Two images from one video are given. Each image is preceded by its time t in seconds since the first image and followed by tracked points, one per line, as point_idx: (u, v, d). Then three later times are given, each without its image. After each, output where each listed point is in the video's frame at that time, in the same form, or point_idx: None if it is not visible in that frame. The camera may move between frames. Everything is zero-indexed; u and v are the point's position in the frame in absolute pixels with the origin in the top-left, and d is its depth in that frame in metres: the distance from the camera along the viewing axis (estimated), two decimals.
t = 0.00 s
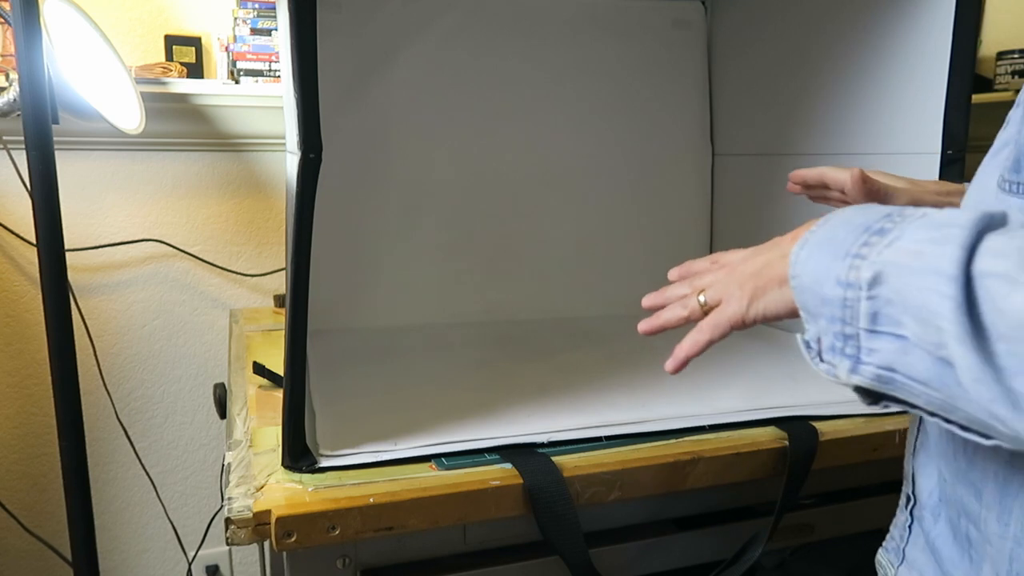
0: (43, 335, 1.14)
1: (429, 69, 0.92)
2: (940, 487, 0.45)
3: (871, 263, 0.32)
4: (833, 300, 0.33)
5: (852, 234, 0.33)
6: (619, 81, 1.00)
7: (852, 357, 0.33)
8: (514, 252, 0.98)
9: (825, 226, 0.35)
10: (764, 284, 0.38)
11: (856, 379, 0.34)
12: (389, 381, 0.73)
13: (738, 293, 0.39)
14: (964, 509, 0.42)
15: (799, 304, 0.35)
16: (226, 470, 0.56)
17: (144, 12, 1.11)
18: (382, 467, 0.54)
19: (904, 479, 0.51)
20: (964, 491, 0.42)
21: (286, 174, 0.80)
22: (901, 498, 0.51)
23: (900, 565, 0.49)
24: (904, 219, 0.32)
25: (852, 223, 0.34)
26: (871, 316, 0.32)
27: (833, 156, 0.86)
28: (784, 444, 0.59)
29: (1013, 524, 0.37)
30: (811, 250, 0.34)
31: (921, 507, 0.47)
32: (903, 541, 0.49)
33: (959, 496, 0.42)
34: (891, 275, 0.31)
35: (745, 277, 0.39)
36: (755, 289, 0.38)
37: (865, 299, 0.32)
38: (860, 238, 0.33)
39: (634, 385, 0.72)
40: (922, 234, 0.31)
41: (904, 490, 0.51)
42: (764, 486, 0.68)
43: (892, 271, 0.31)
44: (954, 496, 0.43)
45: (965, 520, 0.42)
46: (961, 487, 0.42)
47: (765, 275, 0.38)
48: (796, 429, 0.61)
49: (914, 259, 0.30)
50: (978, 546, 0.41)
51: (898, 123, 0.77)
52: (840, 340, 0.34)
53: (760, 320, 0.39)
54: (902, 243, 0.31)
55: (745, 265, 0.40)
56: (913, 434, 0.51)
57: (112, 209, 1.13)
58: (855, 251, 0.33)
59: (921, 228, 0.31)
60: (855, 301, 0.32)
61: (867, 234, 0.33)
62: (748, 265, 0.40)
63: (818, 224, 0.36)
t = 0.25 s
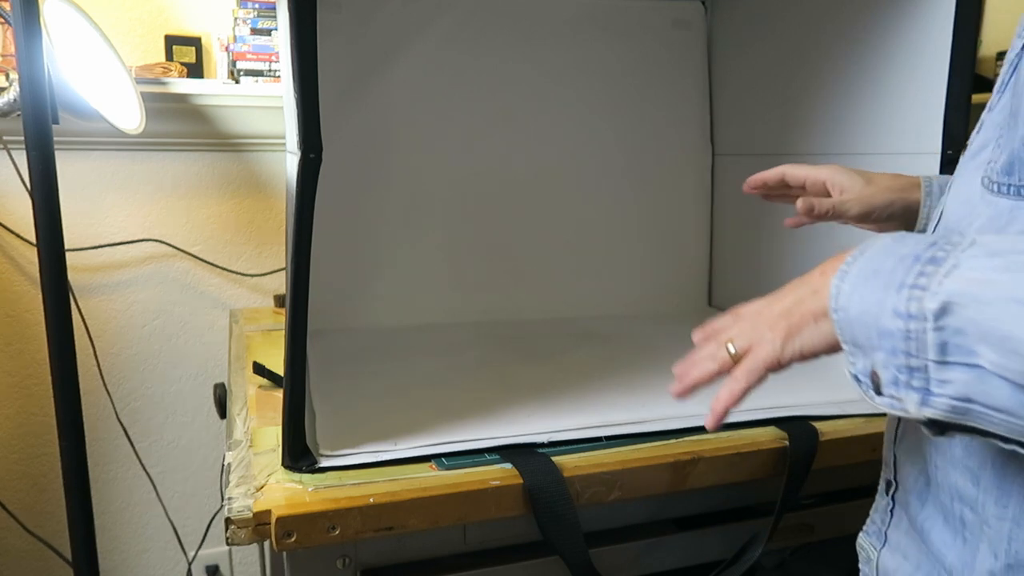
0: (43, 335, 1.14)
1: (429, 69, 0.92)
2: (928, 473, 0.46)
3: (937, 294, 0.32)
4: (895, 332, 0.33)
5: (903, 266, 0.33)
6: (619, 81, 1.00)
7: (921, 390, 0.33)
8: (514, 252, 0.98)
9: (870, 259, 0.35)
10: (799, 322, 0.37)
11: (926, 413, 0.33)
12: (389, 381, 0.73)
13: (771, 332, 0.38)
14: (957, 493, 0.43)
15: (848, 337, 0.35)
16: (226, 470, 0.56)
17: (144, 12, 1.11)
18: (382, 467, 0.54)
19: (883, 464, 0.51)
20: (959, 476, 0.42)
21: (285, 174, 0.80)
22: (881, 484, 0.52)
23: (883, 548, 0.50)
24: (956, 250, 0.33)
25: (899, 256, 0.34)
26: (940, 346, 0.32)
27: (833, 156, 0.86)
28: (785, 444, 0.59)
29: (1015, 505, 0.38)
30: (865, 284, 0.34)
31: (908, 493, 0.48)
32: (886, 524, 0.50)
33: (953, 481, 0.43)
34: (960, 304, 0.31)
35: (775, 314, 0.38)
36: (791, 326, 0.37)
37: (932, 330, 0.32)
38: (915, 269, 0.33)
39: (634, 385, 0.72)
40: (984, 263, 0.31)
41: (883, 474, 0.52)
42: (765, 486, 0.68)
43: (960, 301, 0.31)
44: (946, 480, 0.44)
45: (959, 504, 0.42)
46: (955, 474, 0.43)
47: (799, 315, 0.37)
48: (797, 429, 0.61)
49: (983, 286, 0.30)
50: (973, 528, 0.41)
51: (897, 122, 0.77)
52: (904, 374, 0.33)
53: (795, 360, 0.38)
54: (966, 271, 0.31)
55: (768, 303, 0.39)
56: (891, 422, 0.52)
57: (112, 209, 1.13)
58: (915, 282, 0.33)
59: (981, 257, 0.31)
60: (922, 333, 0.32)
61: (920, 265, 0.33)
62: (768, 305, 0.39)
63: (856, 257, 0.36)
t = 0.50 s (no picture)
0: (43, 335, 1.14)
1: (429, 69, 0.92)
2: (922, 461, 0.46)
3: (1004, 328, 0.31)
4: (962, 368, 0.33)
5: (960, 300, 0.33)
6: (619, 81, 1.00)
7: (996, 425, 0.32)
8: (514, 252, 0.98)
9: (921, 294, 0.35)
10: (846, 372, 0.39)
11: (1004, 447, 0.33)
12: (389, 381, 0.73)
13: (822, 391, 0.39)
14: (956, 482, 0.43)
15: (902, 375, 0.35)
16: (226, 470, 0.56)
17: (144, 12, 1.11)
18: (382, 467, 0.54)
19: (873, 452, 0.51)
20: (959, 464, 0.42)
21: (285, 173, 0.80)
22: (870, 471, 0.52)
23: (874, 535, 0.50)
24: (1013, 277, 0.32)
25: (952, 290, 0.34)
26: (1013, 380, 0.31)
27: (833, 156, 0.86)
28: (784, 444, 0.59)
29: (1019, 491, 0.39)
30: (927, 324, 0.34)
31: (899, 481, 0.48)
32: (877, 511, 0.51)
33: (952, 470, 0.43)
34: None
35: (822, 372, 0.40)
36: (839, 379, 0.39)
37: (1002, 364, 0.31)
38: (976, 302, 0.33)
39: (634, 385, 0.72)
40: None
41: (873, 462, 0.52)
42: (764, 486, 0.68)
43: None
44: (944, 467, 0.44)
45: (959, 493, 0.43)
46: (955, 464, 0.43)
47: (842, 365, 0.39)
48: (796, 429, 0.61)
49: None
50: (974, 514, 0.42)
51: (897, 123, 0.77)
52: (974, 410, 0.33)
53: (853, 412, 0.39)
54: None
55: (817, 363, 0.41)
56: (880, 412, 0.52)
57: (112, 209, 1.13)
58: (976, 317, 0.32)
59: None
60: (992, 368, 0.32)
61: (979, 298, 0.33)
62: (819, 366, 0.41)
63: (903, 294, 0.36)
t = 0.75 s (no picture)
0: (43, 335, 1.14)
1: (429, 69, 0.92)
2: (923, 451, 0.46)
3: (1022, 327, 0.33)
4: (980, 366, 0.34)
5: (975, 301, 0.35)
6: (619, 81, 1.00)
7: (1012, 420, 0.34)
8: (514, 252, 0.98)
9: (936, 293, 0.36)
10: (861, 372, 0.39)
11: (1018, 441, 0.34)
12: (389, 381, 0.73)
13: (837, 392, 0.39)
14: (959, 472, 0.43)
15: (917, 372, 0.36)
16: (226, 470, 0.56)
17: (144, 11, 1.11)
18: (382, 467, 0.54)
19: (872, 445, 0.52)
20: (961, 454, 0.43)
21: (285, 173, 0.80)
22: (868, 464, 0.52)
23: (873, 526, 0.50)
24: None
25: (966, 291, 0.35)
26: None
27: (833, 156, 0.86)
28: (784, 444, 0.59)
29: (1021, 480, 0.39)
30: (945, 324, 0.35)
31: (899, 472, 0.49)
32: (876, 502, 0.51)
33: (954, 461, 0.43)
34: None
35: (836, 371, 0.40)
36: (854, 379, 0.39)
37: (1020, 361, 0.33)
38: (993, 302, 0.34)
39: (635, 385, 0.72)
40: None
41: (872, 455, 0.52)
42: (764, 486, 0.68)
43: None
44: (947, 457, 0.44)
45: (960, 483, 0.43)
46: (958, 454, 0.43)
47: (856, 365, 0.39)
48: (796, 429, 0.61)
49: None
50: (976, 504, 0.42)
51: (897, 123, 0.77)
52: (990, 405, 0.34)
53: (869, 411, 0.39)
54: None
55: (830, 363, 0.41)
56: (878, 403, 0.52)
57: (112, 209, 1.13)
58: (994, 317, 0.34)
59: None
60: (1010, 365, 0.33)
61: (995, 298, 0.34)
62: (831, 367, 0.41)
63: (917, 293, 0.37)
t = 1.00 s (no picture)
0: (43, 335, 1.14)
1: (429, 69, 0.92)
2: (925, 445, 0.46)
3: (1002, 306, 0.32)
4: (960, 344, 0.34)
5: (959, 282, 0.34)
6: (619, 81, 1.00)
7: (989, 397, 0.33)
8: (514, 252, 0.98)
9: (923, 276, 0.36)
10: (846, 347, 0.40)
11: (995, 418, 0.34)
12: (389, 381, 0.73)
13: (822, 366, 0.40)
14: (959, 466, 0.43)
15: (901, 350, 0.37)
16: (226, 470, 0.56)
17: (144, 11, 1.11)
18: (382, 467, 0.54)
19: (872, 442, 0.52)
20: (957, 447, 0.43)
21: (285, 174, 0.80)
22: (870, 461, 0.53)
23: (874, 521, 0.51)
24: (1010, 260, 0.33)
25: (953, 273, 0.35)
26: (1006, 355, 0.32)
27: (833, 156, 0.86)
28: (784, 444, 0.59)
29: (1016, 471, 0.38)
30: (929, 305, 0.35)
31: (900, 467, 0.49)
32: (877, 498, 0.51)
33: (953, 455, 0.43)
34: None
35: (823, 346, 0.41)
36: (838, 354, 0.40)
37: (999, 340, 0.32)
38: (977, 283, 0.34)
39: (635, 385, 0.72)
40: None
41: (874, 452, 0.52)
42: (764, 486, 0.68)
43: None
44: (943, 452, 0.44)
45: (960, 477, 0.43)
46: (957, 448, 0.43)
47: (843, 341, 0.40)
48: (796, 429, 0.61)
49: None
50: (975, 497, 0.42)
51: (897, 122, 0.77)
52: (968, 382, 0.34)
53: (851, 386, 0.40)
54: None
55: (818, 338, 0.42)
56: (880, 400, 0.52)
57: (111, 209, 1.13)
58: (974, 297, 0.33)
59: None
60: (988, 343, 0.33)
61: (977, 279, 0.34)
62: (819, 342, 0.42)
63: (905, 276, 0.37)
